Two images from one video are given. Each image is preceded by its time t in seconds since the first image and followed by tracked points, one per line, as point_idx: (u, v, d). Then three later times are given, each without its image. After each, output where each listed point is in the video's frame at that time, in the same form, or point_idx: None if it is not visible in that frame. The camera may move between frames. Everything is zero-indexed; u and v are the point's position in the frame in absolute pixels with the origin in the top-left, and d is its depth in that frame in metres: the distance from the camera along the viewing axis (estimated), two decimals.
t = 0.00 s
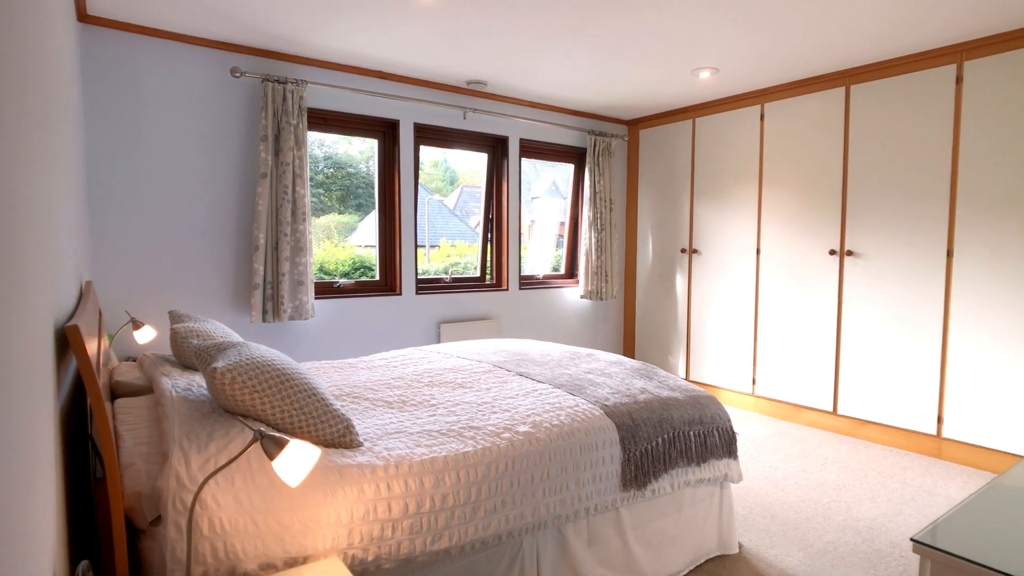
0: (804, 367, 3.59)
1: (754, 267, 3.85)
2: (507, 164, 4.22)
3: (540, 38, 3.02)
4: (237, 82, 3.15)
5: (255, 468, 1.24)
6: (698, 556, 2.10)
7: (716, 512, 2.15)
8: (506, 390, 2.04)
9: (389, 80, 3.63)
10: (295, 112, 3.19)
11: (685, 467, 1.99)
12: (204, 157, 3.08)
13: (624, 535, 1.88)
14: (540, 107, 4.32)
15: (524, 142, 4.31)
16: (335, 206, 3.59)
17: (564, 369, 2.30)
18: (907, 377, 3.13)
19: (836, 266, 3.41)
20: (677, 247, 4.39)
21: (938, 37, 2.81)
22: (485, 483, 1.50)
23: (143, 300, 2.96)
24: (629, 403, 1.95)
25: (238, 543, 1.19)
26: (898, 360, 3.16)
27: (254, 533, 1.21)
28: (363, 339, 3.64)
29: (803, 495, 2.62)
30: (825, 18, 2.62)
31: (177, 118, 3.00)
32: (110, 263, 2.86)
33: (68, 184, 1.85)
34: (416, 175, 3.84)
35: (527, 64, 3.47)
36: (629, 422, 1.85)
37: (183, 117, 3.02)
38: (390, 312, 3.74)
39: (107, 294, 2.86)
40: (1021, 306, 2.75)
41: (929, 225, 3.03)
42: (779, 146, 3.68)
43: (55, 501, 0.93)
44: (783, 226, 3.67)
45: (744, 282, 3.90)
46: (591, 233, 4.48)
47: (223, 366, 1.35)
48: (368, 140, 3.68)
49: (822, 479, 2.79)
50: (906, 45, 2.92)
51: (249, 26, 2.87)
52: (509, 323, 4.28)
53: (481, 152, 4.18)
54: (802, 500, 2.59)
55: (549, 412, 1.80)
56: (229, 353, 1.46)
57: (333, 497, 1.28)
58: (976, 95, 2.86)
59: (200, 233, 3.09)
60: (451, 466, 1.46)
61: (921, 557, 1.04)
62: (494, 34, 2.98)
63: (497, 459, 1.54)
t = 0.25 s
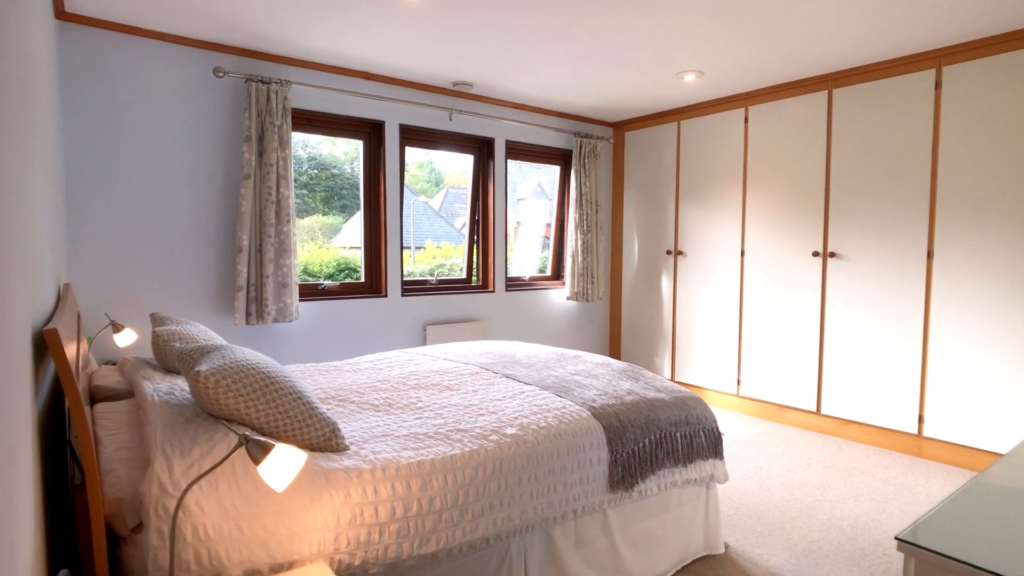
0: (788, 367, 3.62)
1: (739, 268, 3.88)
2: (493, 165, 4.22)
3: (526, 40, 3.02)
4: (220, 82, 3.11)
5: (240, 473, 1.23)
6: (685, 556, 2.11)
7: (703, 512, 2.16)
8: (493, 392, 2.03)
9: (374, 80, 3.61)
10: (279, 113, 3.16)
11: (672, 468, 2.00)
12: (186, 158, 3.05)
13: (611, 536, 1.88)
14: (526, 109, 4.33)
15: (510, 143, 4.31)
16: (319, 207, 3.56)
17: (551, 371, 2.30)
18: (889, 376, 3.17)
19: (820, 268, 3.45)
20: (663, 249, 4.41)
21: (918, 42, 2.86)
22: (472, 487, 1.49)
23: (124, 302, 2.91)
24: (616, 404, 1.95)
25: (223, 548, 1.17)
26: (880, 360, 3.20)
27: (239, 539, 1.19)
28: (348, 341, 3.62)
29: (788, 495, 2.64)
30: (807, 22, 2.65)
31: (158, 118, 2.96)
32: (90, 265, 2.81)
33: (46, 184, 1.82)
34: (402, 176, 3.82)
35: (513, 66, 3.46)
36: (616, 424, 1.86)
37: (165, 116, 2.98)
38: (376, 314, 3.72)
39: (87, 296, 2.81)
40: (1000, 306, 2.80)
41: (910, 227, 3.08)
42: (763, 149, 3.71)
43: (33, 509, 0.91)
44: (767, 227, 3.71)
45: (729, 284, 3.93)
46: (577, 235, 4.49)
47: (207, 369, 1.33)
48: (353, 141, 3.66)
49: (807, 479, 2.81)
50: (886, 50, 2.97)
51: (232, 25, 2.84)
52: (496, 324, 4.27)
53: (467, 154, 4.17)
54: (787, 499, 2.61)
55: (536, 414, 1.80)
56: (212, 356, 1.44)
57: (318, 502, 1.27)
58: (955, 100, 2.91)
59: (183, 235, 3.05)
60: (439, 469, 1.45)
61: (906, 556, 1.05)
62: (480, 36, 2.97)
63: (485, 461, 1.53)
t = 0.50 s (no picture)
0: (773, 368, 3.65)
1: (724, 270, 3.91)
2: (480, 167, 4.21)
3: (513, 42, 3.02)
4: (204, 82, 3.08)
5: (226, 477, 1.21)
6: (673, 556, 2.12)
7: (690, 512, 2.18)
8: (481, 394, 2.03)
9: (360, 81, 3.60)
10: (264, 113, 3.14)
11: (659, 469, 2.01)
12: (169, 159, 3.01)
13: (599, 537, 1.89)
14: (512, 111, 4.33)
15: (496, 145, 4.31)
16: (304, 208, 3.53)
17: (539, 372, 2.31)
18: (872, 376, 3.21)
19: (804, 269, 3.49)
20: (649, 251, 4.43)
21: (900, 47, 2.90)
22: (460, 489, 1.49)
23: (105, 305, 2.87)
24: (604, 406, 1.96)
25: (208, 554, 1.16)
26: (863, 360, 3.24)
27: (225, 545, 1.17)
28: (333, 343, 3.59)
29: (773, 494, 2.67)
30: (791, 26, 2.68)
31: (140, 117, 2.92)
32: (70, 267, 2.77)
33: (25, 185, 1.79)
34: (388, 178, 3.81)
35: (499, 67, 3.47)
36: (603, 425, 1.86)
37: (147, 116, 2.94)
38: (362, 316, 3.70)
39: (67, 298, 2.76)
40: (980, 307, 2.85)
41: (892, 229, 3.12)
42: (748, 151, 3.75)
43: (13, 515, 0.89)
44: (752, 229, 3.74)
45: (715, 285, 3.96)
46: (564, 236, 4.50)
47: (191, 373, 1.32)
48: (338, 142, 3.64)
49: (792, 478, 2.84)
50: (868, 54, 3.01)
51: (216, 24, 2.81)
52: (483, 326, 4.27)
53: (453, 155, 4.17)
54: (772, 498, 2.63)
55: (524, 416, 1.80)
56: (197, 359, 1.42)
57: (306, 506, 1.26)
58: (935, 104, 2.96)
59: (165, 237, 3.02)
60: (427, 471, 1.44)
61: (891, 554, 1.06)
62: (466, 37, 2.97)
63: (473, 463, 1.53)
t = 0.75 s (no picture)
0: (759, 369, 3.69)
1: (711, 271, 3.94)
2: (468, 168, 4.21)
3: (501, 43, 3.02)
4: (188, 82, 3.05)
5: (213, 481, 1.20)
6: (662, 556, 2.13)
7: (679, 512, 2.19)
8: (470, 395, 2.02)
9: (347, 82, 3.58)
10: (250, 114, 3.11)
11: (648, 470, 2.01)
12: (153, 159, 2.97)
13: (588, 538, 1.89)
14: (500, 112, 4.33)
15: (484, 146, 4.31)
16: (290, 209, 3.51)
17: (528, 374, 2.30)
18: (857, 376, 3.25)
19: (789, 270, 3.52)
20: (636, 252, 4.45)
21: (883, 51, 2.94)
22: (450, 491, 1.48)
23: (87, 307, 2.83)
24: (593, 407, 1.96)
25: (195, 559, 1.14)
26: (848, 361, 3.28)
27: (211, 550, 1.16)
28: (320, 345, 3.57)
29: (760, 494, 2.69)
30: (776, 29, 2.71)
31: (124, 117, 2.89)
32: (52, 268, 2.73)
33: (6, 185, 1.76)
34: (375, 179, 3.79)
35: (487, 69, 3.46)
36: (593, 426, 1.86)
37: (131, 116, 2.91)
38: (349, 318, 3.68)
39: (49, 300, 2.72)
40: (961, 308, 2.89)
41: (876, 230, 3.16)
42: (734, 153, 3.78)
43: None
44: (738, 231, 3.77)
45: (702, 287, 3.99)
46: (552, 238, 4.51)
47: (177, 376, 1.30)
48: (325, 143, 3.61)
49: (778, 477, 2.87)
50: (852, 58, 3.05)
51: (201, 24, 2.79)
52: (470, 328, 4.26)
53: (441, 156, 4.16)
54: (759, 498, 2.66)
55: (514, 418, 1.79)
56: (183, 362, 1.41)
57: (294, 510, 1.25)
58: (917, 107, 3.00)
59: (149, 238, 2.98)
60: (417, 474, 1.43)
61: (878, 552, 1.07)
62: (454, 38, 2.96)
63: (463, 466, 1.52)
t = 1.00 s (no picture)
0: (747, 369, 3.71)
1: (699, 272, 3.96)
2: (457, 169, 4.20)
3: (490, 44, 3.02)
4: (174, 81, 3.02)
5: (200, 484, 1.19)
6: (651, 556, 2.14)
7: (668, 512, 2.19)
8: (460, 397, 2.02)
9: (335, 82, 3.56)
10: (236, 114, 3.09)
11: (637, 470, 2.02)
12: (137, 159, 2.94)
13: (578, 539, 1.89)
14: (489, 113, 4.33)
15: (473, 147, 4.30)
16: (277, 210, 3.48)
17: (517, 375, 2.30)
18: (843, 376, 3.29)
19: (777, 271, 3.55)
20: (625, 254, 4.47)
21: (868, 54, 2.98)
22: (440, 493, 1.48)
23: (71, 309, 2.79)
24: (583, 408, 1.96)
25: (182, 563, 1.13)
26: (834, 360, 3.31)
27: (199, 554, 1.15)
28: (308, 347, 3.54)
29: (748, 494, 2.71)
30: (763, 32, 2.73)
31: (108, 117, 2.85)
32: (34, 270, 2.69)
33: None
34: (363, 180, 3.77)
35: (476, 70, 3.46)
36: (583, 427, 1.87)
37: (115, 115, 2.87)
38: (337, 320, 3.66)
39: (31, 303, 2.68)
40: (946, 309, 2.93)
41: (861, 232, 3.20)
42: (722, 155, 3.80)
43: None
44: (726, 232, 3.80)
45: (690, 287, 4.01)
46: (541, 239, 4.52)
47: (164, 378, 1.28)
48: (312, 144, 3.59)
49: (766, 477, 2.89)
50: (838, 61, 3.08)
51: (187, 23, 2.76)
52: (459, 329, 4.25)
53: (429, 157, 4.15)
54: (747, 498, 2.67)
55: (504, 419, 1.79)
56: (170, 364, 1.39)
57: (283, 513, 1.24)
58: (901, 111, 3.04)
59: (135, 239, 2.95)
60: (407, 476, 1.43)
61: (866, 550, 1.08)
62: (443, 39, 2.96)
63: (453, 467, 1.52)
